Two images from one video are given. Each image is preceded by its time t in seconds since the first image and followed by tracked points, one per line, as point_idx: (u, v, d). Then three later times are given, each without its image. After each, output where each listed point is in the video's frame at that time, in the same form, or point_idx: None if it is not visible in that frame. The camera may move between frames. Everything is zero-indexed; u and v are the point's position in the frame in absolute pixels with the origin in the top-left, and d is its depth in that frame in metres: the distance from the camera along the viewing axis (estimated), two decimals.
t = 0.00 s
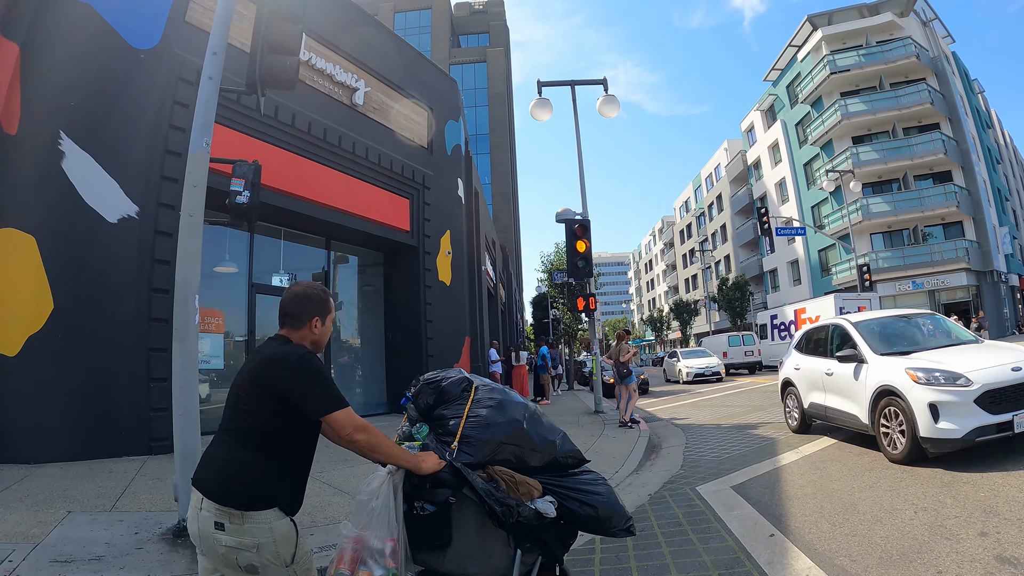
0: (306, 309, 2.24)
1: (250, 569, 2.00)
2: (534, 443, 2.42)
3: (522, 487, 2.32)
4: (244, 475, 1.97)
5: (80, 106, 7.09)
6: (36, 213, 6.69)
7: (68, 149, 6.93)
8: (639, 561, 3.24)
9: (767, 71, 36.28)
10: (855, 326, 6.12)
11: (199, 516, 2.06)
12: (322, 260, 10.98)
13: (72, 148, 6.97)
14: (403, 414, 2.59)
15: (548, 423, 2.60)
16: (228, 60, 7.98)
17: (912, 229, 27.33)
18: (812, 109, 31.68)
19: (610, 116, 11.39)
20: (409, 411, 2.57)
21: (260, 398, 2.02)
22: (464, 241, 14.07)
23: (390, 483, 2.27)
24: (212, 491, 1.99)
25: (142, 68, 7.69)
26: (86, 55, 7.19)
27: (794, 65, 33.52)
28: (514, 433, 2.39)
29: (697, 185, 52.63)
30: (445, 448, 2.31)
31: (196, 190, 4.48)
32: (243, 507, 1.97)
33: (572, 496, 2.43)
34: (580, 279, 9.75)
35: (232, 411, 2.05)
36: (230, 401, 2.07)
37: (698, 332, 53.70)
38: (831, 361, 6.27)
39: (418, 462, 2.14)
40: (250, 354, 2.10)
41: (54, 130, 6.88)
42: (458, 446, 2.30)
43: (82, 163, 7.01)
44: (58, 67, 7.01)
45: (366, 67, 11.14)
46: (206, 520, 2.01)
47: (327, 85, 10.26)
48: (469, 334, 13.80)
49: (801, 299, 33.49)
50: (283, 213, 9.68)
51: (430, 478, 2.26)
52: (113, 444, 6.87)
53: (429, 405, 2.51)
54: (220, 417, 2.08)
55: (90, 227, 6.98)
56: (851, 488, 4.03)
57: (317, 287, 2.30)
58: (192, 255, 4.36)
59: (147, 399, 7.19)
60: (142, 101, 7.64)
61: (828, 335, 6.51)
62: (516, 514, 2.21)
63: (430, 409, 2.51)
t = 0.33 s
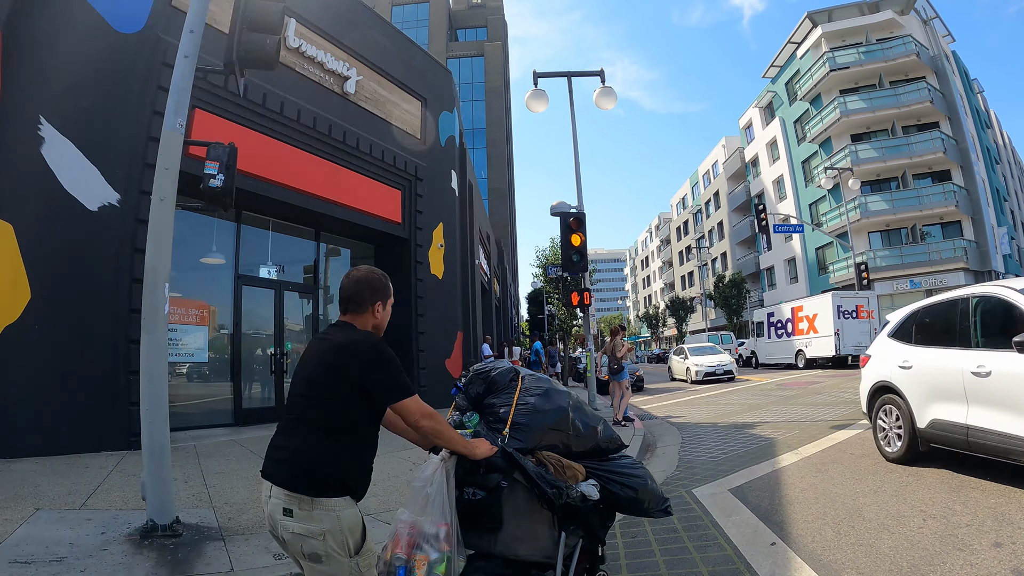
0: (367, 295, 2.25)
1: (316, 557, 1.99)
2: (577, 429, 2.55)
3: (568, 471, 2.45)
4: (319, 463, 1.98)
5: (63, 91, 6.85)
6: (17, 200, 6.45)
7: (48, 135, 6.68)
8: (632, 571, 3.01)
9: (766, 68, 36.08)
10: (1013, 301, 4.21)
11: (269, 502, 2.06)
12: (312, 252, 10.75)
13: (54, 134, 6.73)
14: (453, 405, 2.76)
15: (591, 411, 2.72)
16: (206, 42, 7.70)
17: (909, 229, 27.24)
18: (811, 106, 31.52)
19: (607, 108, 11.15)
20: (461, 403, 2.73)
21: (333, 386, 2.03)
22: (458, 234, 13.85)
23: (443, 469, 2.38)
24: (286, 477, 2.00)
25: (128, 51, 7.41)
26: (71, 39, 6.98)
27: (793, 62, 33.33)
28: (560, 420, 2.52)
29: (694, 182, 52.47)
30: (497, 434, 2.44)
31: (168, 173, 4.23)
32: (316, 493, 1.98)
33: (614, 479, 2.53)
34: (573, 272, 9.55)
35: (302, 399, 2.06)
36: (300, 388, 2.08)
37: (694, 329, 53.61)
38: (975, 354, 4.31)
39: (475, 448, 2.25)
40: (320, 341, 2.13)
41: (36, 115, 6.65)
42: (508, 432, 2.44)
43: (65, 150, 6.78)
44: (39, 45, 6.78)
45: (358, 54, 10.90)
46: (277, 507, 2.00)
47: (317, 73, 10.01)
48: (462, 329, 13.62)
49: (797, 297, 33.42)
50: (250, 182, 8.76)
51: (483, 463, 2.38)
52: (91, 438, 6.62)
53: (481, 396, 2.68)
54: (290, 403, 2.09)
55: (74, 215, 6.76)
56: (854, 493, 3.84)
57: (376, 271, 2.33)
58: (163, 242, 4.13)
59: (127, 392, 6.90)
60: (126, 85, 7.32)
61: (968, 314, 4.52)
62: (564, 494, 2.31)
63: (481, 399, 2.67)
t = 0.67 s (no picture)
0: (429, 298, 2.34)
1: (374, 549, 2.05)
2: (622, 416, 2.58)
3: (614, 454, 2.52)
4: (383, 458, 2.05)
5: (45, 76, 6.61)
6: None
7: (31, 124, 6.47)
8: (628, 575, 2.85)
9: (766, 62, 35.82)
10: None
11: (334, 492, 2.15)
12: (304, 245, 10.54)
13: (37, 123, 6.51)
14: (502, 393, 2.80)
15: (633, 398, 2.75)
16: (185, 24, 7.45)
17: (910, 223, 27.06)
18: (811, 100, 31.31)
19: (605, 98, 10.94)
20: (510, 389, 2.77)
21: (398, 383, 2.10)
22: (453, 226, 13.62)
23: (499, 456, 2.41)
24: (348, 470, 2.07)
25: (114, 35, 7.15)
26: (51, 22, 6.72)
27: (793, 55, 33.09)
28: (607, 406, 2.56)
29: (693, 176, 52.22)
30: (550, 423, 2.49)
31: (143, 158, 4.04)
32: (377, 485, 2.04)
33: (655, 461, 2.61)
34: (570, 266, 9.35)
35: (367, 396, 2.13)
36: (366, 384, 2.15)
37: (692, 323, 53.53)
38: None
39: (531, 436, 2.27)
40: (385, 341, 2.20)
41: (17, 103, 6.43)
42: (561, 420, 2.48)
43: (49, 139, 6.56)
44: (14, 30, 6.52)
45: (351, 42, 10.66)
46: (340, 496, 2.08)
47: (309, 61, 9.79)
48: (457, 322, 13.36)
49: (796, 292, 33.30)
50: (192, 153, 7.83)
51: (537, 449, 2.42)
52: (74, 436, 6.40)
53: (530, 385, 2.71)
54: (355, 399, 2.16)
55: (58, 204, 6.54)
56: (861, 493, 3.69)
57: (434, 277, 2.41)
58: (137, 229, 3.94)
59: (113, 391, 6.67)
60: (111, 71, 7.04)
61: None
62: (615, 477, 2.39)
63: (531, 388, 2.70)
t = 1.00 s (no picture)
0: (494, 291, 2.47)
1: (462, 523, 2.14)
2: (665, 404, 2.97)
3: (659, 440, 2.87)
4: (458, 440, 2.15)
5: (30, 71, 6.44)
6: None
7: (18, 121, 6.30)
8: None
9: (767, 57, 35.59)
10: None
11: (407, 480, 2.18)
12: (300, 243, 10.37)
13: (24, 120, 6.34)
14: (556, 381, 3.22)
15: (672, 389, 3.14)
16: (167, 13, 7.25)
17: (914, 219, 26.83)
18: (812, 95, 31.12)
19: (605, 92, 10.76)
20: (564, 380, 3.18)
21: (467, 367, 2.21)
22: (452, 223, 13.40)
23: (554, 442, 2.74)
24: (427, 452, 2.15)
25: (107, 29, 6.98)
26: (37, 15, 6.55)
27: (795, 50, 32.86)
28: (652, 397, 2.96)
29: (695, 173, 51.94)
30: (602, 409, 2.88)
31: (122, 151, 3.89)
32: (459, 462, 2.15)
33: (695, 449, 2.96)
34: (571, 263, 9.26)
35: (437, 380, 2.23)
36: (434, 369, 2.25)
37: (694, 321, 53.24)
38: None
39: (591, 420, 2.59)
40: (452, 330, 2.30)
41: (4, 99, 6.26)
42: (612, 407, 2.87)
43: (37, 136, 6.40)
44: None
45: (346, 37, 10.49)
46: (420, 479, 2.13)
47: (304, 56, 9.63)
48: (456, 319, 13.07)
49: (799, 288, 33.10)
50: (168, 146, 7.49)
51: (589, 436, 2.78)
52: (62, 439, 6.23)
53: (583, 375, 3.11)
54: (422, 383, 2.26)
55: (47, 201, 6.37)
56: (874, 497, 3.53)
57: (497, 271, 2.54)
58: (117, 225, 3.79)
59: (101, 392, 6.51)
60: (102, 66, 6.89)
61: None
62: (660, 461, 2.74)
63: (584, 379, 3.11)
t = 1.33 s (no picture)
0: (556, 298, 2.55)
1: (540, 523, 2.18)
2: (701, 403, 3.02)
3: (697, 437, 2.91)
4: (532, 443, 2.21)
5: (18, 70, 6.31)
6: None
7: (5, 122, 6.15)
8: None
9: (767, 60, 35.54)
10: None
11: (488, 481, 2.23)
12: (295, 247, 10.20)
13: (11, 121, 6.19)
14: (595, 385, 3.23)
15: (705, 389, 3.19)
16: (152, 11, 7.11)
17: (917, 220, 26.65)
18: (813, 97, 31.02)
19: (605, 93, 10.64)
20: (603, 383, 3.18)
21: (539, 371, 2.27)
22: (450, 226, 13.23)
23: (600, 441, 2.76)
24: (507, 453, 2.21)
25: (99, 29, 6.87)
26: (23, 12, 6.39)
27: (795, 52, 32.79)
28: (689, 396, 3.00)
29: (696, 176, 51.81)
30: (644, 410, 2.89)
31: (99, 149, 3.76)
32: (538, 462, 2.20)
33: (729, 444, 2.98)
34: (572, 266, 9.05)
35: (510, 383, 2.30)
36: (506, 373, 2.32)
37: (696, 325, 52.96)
38: None
39: (636, 420, 2.60)
40: (521, 335, 2.37)
41: None
42: (654, 407, 2.89)
43: (24, 137, 6.23)
44: None
45: (342, 38, 10.38)
46: (500, 479, 2.19)
47: (299, 57, 9.52)
48: (455, 323, 12.86)
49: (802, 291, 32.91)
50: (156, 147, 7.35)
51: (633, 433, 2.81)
52: (48, 446, 6.04)
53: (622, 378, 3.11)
54: (495, 388, 2.33)
55: (36, 203, 6.22)
56: (887, 507, 3.36)
57: (559, 277, 2.62)
58: (94, 226, 3.66)
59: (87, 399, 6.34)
60: (91, 65, 6.73)
61: None
62: (700, 456, 2.78)
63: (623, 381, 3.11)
